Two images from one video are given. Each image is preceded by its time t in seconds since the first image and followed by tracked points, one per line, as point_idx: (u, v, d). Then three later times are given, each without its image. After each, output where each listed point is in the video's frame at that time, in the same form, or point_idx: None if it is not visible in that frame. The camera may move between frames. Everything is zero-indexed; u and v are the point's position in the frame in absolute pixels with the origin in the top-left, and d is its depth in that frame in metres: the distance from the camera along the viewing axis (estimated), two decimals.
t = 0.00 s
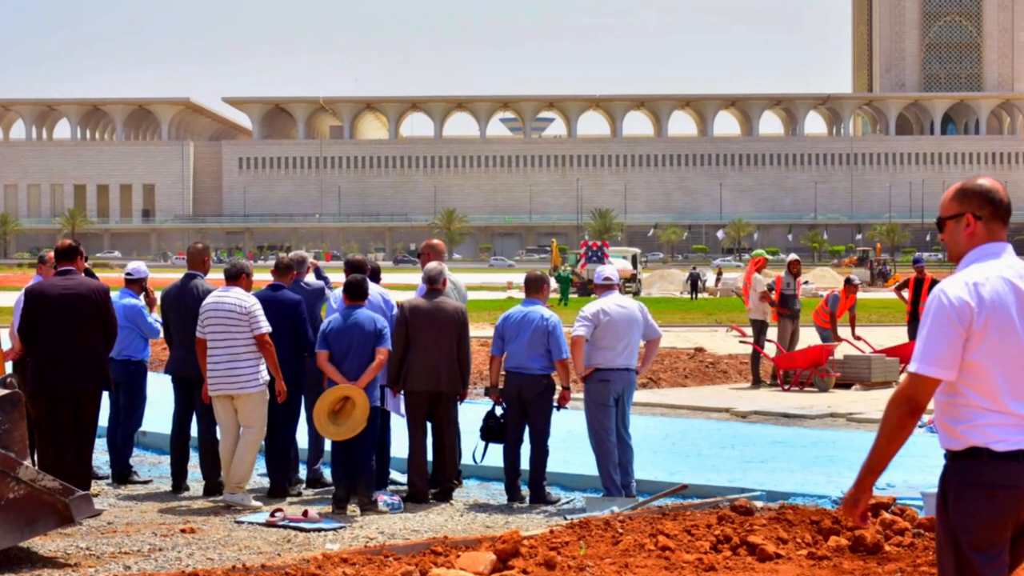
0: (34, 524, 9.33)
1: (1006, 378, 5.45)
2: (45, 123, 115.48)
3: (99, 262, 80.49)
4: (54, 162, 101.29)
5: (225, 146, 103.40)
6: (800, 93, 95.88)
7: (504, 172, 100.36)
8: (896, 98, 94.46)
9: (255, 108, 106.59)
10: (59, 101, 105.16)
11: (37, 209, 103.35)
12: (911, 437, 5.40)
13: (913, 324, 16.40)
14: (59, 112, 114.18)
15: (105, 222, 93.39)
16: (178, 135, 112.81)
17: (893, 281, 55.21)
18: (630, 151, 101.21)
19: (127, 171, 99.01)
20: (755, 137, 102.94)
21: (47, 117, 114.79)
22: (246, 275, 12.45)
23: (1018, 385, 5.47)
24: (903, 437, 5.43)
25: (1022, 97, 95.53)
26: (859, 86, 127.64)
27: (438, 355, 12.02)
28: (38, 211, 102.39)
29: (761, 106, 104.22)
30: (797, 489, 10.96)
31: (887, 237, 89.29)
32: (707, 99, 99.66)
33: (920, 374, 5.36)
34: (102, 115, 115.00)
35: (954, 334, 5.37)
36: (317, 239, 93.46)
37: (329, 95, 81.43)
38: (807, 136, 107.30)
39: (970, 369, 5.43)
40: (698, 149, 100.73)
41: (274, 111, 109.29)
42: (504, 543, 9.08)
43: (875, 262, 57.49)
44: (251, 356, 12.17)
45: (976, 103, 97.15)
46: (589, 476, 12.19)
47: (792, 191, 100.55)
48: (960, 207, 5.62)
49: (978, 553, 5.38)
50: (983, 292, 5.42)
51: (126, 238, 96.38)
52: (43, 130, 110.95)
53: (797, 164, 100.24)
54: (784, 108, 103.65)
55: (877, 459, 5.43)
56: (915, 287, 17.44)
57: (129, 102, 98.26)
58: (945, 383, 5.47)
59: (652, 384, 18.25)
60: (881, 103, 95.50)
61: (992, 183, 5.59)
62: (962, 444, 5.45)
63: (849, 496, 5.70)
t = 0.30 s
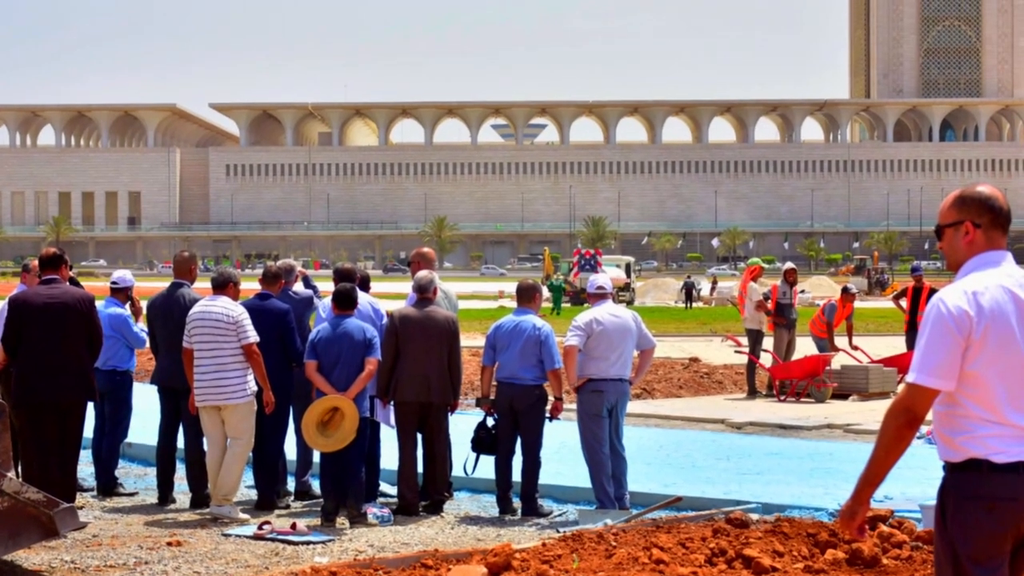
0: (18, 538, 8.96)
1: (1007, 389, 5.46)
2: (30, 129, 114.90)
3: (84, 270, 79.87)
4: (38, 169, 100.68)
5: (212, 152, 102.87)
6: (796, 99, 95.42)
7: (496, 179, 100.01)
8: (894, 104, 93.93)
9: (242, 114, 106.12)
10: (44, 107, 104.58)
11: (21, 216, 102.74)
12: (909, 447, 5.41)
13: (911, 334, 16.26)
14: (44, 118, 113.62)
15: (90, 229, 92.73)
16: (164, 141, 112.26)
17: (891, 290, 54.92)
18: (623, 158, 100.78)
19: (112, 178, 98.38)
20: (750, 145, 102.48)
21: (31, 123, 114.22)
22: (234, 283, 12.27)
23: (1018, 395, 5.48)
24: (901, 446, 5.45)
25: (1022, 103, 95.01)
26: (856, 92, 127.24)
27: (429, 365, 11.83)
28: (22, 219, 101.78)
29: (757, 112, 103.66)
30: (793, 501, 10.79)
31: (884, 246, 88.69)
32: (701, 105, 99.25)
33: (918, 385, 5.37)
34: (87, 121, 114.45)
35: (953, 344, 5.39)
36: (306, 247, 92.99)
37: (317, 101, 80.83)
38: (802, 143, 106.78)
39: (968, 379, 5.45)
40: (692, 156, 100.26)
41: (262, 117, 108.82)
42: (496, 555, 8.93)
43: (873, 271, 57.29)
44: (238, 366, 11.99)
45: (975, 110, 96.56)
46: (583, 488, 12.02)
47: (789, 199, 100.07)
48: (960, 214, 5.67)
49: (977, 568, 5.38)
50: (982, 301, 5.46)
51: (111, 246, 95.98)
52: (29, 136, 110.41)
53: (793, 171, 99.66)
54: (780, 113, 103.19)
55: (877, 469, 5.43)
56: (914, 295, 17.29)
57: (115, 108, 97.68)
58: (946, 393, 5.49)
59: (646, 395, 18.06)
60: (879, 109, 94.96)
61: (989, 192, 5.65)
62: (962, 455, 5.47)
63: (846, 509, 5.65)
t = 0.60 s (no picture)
0: None
1: (1005, 399, 5.52)
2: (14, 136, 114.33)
3: (68, 279, 79.30)
4: (23, 176, 100.08)
5: (199, 159, 102.40)
6: (792, 105, 95.06)
7: (488, 187, 99.73)
8: (892, 110, 93.50)
9: (229, 120, 105.69)
10: (29, 114, 103.96)
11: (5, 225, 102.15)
12: (909, 457, 5.45)
13: (910, 343, 16.11)
14: (28, 125, 113.01)
15: (75, 237, 92.12)
16: (150, 148, 111.70)
17: (889, 299, 54.73)
18: (617, 165, 100.34)
19: (97, 186, 97.74)
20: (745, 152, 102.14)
21: (16, 130, 113.65)
22: (221, 293, 12.09)
23: (1018, 405, 5.54)
24: (901, 456, 5.48)
25: (1020, 110, 94.55)
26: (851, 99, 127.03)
27: (419, 375, 11.64)
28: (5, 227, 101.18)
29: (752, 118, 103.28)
30: (790, 513, 10.62)
31: (882, 254, 88.32)
32: (695, 111, 98.83)
33: (916, 396, 5.44)
34: (71, 128, 113.91)
35: (952, 354, 5.45)
36: (294, 255, 92.54)
37: (307, 108, 80.43)
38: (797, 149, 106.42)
39: (968, 391, 5.50)
40: (686, 162, 99.94)
41: (250, 124, 108.33)
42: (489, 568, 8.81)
43: (870, 280, 57.13)
44: (225, 376, 11.81)
45: (973, 117, 96.17)
46: (575, 501, 11.83)
47: (785, 206, 99.62)
48: (958, 223, 5.75)
49: None
50: (981, 310, 5.52)
51: (96, 254, 95.48)
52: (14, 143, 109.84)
53: (789, 179, 99.25)
54: (775, 120, 102.78)
55: (875, 479, 5.46)
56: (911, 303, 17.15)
57: (100, 115, 97.09)
58: (944, 405, 5.56)
59: (640, 406, 17.88)
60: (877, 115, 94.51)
61: (990, 200, 5.70)
62: (961, 466, 5.54)
63: (844, 520, 5.65)
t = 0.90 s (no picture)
0: None
1: (1004, 411, 5.49)
2: None
3: (52, 288, 78.84)
4: (7, 184, 99.57)
5: (185, 166, 101.94)
6: (787, 112, 94.60)
7: (479, 195, 99.41)
8: (889, 117, 93.02)
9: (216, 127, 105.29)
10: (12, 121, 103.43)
11: None
12: (907, 470, 5.40)
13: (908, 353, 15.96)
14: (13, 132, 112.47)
15: (59, 246, 91.54)
16: (135, 155, 111.22)
17: (887, 309, 54.56)
18: (610, 173, 99.87)
19: (81, 193, 97.19)
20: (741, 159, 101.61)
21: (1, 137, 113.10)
22: (208, 302, 11.89)
23: (1018, 418, 5.50)
24: (899, 469, 5.43)
25: (1020, 116, 94.02)
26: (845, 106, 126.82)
27: (409, 386, 11.45)
28: None
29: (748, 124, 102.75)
30: (786, 526, 10.46)
31: (879, 263, 87.93)
32: (690, 118, 98.38)
33: (914, 408, 5.39)
34: (55, 134, 113.43)
35: (950, 366, 5.41)
36: (281, 264, 92.11)
37: (297, 114, 79.95)
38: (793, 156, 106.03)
39: (967, 402, 5.47)
40: (680, 169, 99.52)
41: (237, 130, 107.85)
42: None
43: (867, 290, 56.91)
44: (212, 388, 11.63)
45: (972, 123, 95.65)
46: (567, 513, 11.66)
47: (780, 214, 99.16)
48: (956, 231, 5.72)
49: None
50: (981, 320, 5.48)
51: (80, 263, 95.03)
52: None
53: (785, 187, 98.67)
54: (771, 127, 102.35)
55: (872, 495, 5.42)
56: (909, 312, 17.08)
57: (85, 121, 96.54)
58: (943, 415, 5.51)
59: (634, 417, 17.71)
60: (874, 122, 94.03)
61: (989, 206, 5.69)
62: (960, 479, 5.51)
63: (842, 534, 5.56)
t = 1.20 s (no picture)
0: None
1: (1005, 422, 5.33)
2: None
3: (36, 298, 78.46)
4: None
5: (170, 174, 101.60)
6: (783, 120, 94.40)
7: (470, 203, 99.28)
8: (887, 124, 92.71)
9: (202, 133, 104.96)
10: None
11: None
12: (905, 483, 5.25)
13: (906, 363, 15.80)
14: None
15: (43, 254, 91.08)
16: (120, 162, 110.89)
17: (885, 319, 54.50)
18: (602, 180, 99.58)
19: (65, 201, 96.71)
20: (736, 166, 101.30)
21: None
22: (193, 312, 11.70)
23: (1018, 431, 5.34)
24: (895, 483, 5.27)
25: (1019, 123, 93.74)
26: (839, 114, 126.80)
27: (399, 397, 11.25)
28: None
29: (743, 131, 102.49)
30: (781, 541, 10.23)
31: (877, 271, 87.74)
32: (684, 124, 98.09)
33: (913, 419, 5.24)
34: (39, 141, 113.03)
35: (949, 376, 5.26)
36: (269, 273, 91.71)
37: (289, 121, 79.65)
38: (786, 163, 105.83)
39: (965, 414, 5.31)
40: (674, 177, 99.24)
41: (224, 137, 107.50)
42: None
43: (865, 299, 56.83)
44: (198, 400, 11.44)
45: (971, 130, 95.53)
46: (559, 526, 11.48)
47: (776, 223, 98.90)
48: (958, 240, 5.56)
49: None
50: (980, 330, 5.32)
51: (64, 271, 94.64)
52: None
53: (780, 195, 98.34)
54: (766, 133, 102.07)
55: (867, 508, 5.26)
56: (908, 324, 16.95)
57: (69, 128, 96.04)
58: (942, 426, 5.34)
59: (626, 429, 17.55)
60: (872, 129, 93.75)
61: (989, 214, 5.54)
62: (959, 491, 5.34)
63: (837, 548, 5.39)
